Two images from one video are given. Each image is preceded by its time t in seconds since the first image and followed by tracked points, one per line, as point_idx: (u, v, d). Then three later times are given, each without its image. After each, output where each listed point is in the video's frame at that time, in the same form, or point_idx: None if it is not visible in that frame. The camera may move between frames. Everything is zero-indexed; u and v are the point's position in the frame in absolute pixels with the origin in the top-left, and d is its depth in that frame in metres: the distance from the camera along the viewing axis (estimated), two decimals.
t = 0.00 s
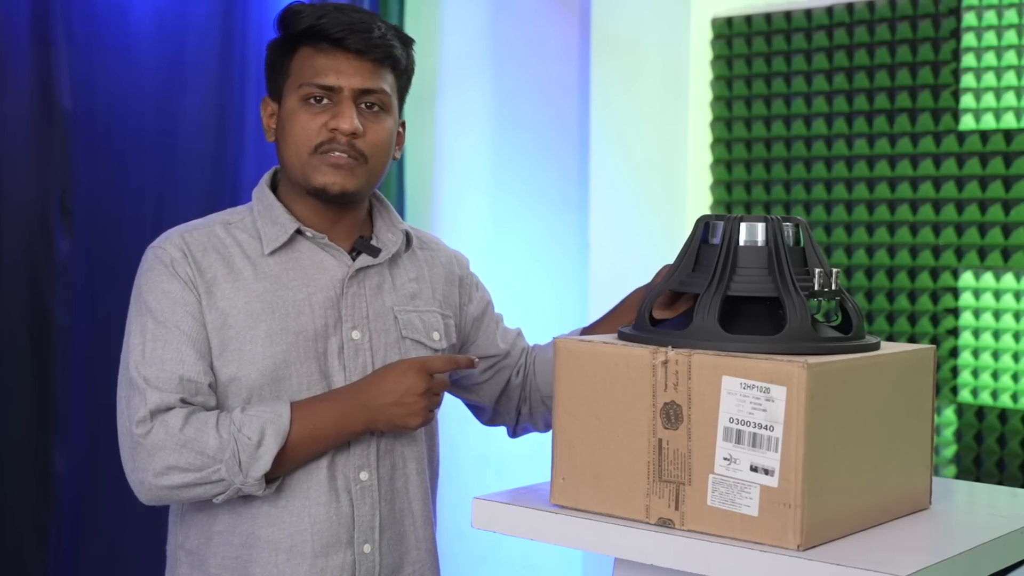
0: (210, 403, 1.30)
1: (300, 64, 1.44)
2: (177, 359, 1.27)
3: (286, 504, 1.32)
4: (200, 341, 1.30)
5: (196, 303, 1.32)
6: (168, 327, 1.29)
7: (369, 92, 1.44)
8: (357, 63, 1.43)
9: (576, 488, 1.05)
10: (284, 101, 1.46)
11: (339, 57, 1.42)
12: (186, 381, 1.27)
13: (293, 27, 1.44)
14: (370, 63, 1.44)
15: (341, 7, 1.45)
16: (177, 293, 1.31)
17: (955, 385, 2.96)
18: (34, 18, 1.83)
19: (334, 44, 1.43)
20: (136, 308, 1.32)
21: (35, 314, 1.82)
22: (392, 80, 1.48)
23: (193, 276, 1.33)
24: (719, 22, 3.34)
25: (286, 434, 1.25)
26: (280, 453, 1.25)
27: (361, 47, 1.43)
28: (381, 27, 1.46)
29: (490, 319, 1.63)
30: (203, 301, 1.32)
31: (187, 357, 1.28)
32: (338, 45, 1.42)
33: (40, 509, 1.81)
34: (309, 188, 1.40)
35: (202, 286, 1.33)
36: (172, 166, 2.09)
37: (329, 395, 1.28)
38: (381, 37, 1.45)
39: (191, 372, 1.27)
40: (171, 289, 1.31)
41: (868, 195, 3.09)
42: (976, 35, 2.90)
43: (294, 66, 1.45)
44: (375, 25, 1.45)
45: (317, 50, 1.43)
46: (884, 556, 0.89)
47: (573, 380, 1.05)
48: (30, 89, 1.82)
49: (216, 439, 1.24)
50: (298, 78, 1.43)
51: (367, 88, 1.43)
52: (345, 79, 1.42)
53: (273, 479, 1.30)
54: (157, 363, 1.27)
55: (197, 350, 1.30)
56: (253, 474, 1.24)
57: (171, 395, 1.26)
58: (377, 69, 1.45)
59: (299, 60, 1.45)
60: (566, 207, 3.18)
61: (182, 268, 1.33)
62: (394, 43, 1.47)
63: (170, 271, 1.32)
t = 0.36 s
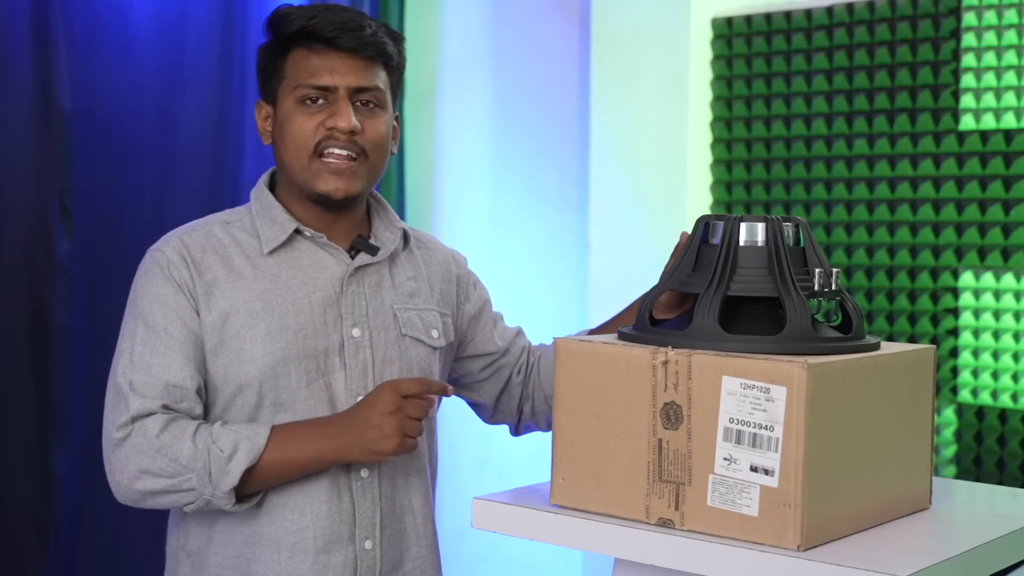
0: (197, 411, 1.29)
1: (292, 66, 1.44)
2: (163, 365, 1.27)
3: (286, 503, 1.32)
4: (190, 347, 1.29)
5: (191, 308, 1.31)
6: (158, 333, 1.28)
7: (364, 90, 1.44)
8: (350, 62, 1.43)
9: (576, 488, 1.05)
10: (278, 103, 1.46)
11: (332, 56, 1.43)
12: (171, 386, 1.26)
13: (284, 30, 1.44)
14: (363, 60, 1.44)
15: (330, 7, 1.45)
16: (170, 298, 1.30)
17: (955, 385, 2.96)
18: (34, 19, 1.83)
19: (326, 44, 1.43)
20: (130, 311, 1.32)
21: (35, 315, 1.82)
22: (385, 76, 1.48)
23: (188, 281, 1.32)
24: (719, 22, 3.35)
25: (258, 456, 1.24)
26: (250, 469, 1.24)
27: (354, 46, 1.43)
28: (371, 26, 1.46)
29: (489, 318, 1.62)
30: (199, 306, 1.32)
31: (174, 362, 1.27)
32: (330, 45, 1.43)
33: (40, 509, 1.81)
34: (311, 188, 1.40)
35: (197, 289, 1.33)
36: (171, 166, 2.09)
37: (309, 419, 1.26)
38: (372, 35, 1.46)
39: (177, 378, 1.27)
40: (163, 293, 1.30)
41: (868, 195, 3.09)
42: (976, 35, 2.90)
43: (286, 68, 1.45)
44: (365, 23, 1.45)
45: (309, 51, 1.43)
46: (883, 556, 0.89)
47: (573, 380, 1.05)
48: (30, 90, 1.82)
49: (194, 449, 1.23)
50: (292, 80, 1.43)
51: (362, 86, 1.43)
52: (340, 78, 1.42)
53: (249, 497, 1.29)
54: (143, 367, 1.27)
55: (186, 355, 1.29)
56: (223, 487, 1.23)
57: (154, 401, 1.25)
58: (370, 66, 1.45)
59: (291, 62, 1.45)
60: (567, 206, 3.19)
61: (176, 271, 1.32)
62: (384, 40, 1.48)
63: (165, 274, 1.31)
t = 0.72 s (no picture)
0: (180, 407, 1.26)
1: (279, 68, 1.45)
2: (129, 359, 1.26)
3: (288, 503, 1.32)
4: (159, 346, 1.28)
5: (167, 308, 1.31)
6: (139, 333, 1.29)
7: (350, 89, 1.44)
8: (336, 62, 1.43)
9: (577, 488, 1.05)
10: (267, 106, 1.47)
11: (317, 57, 1.43)
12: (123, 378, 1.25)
13: (271, 32, 1.45)
14: (348, 60, 1.44)
15: (316, 9, 1.46)
16: (147, 297, 1.31)
17: (955, 385, 2.96)
18: (34, 19, 1.83)
19: (311, 45, 1.43)
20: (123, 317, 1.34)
21: (35, 315, 1.82)
22: (373, 75, 1.48)
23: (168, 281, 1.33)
24: (719, 22, 3.34)
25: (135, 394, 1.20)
26: (135, 429, 1.20)
27: (338, 46, 1.43)
28: (356, 25, 1.46)
29: (492, 317, 1.62)
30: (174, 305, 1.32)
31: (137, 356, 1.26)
32: (315, 46, 1.43)
33: (40, 508, 1.81)
34: (298, 189, 1.40)
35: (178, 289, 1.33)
36: (171, 165, 2.08)
37: (156, 364, 1.18)
38: (357, 34, 1.46)
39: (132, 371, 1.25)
40: (143, 294, 1.31)
41: (868, 195, 3.09)
42: (976, 35, 2.90)
43: (273, 71, 1.46)
44: (350, 23, 1.45)
45: (295, 53, 1.44)
46: (884, 556, 0.89)
47: (573, 381, 1.05)
48: (30, 90, 1.82)
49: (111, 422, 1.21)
50: (279, 82, 1.44)
51: (347, 85, 1.43)
52: (324, 79, 1.42)
53: (174, 437, 1.21)
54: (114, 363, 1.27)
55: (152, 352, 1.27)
56: (127, 442, 1.18)
57: (101, 390, 1.26)
58: (356, 66, 1.45)
59: (278, 64, 1.45)
60: (567, 207, 3.19)
61: (162, 272, 1.33)
62: (370, 38, 1.48)
63: (149, 277, 1.33)
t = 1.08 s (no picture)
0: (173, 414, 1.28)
1: (278, 69, 1.45)
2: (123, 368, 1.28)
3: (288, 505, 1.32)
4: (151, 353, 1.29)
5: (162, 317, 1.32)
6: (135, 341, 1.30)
7: (349, 89, 1.44)
8: (334, 63, 1.43)
9: (577, 487, 1.05)
10: (266, 108, 1.47)
11: (316, 58, 1.43)
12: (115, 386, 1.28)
13: (269, 33, 1.45)
14: (347, 60, 1.44)
15: (315, 10, 1.46)
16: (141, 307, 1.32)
17: (955, 385, 2.96)
18: (34, 19, 1.83)
19: (309, 45, 1.43)
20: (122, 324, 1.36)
21: (35, 315, 1.83)
22: (373, 76, 1.48)
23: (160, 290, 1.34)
24: (719, 22, 3.34)
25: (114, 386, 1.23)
26: (120, 414, 1.23)
27: (336, 46, 1.43)
28: (354, 25, 1.46)
29: (495, 315, 1.61)
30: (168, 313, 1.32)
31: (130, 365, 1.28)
32: (313, 46, 1.43)
33: (39, 509, 1.82)
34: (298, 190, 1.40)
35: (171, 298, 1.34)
36: (171, 166, 2.08)
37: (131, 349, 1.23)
38: (354, 34, 1.45)
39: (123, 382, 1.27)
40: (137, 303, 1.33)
41: (868, 195, 3.09)
42: (976, 35, 2.90)
43: (272, 72, 1.46)
44: (348, 23, 1.45)
45: (293, 54, 1.44)
46: (883, 556, 0.89)
47: (573, 380, 1.06)
48: (30, 91, 1.82)
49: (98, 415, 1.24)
50: (278, 83, 1.44)
51: (346, 86, 1.43)
52: (323, 79, 1.42)
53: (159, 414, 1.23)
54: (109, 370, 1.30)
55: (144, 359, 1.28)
56: (112, 427, 1.21)
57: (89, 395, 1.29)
58: (355, 66, 1.45)
59: (276, 65, 1.45)
60: (567, 207, 3.19)
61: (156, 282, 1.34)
62: (368, 39, 1.47)
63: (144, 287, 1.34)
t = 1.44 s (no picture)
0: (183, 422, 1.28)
1: (275, 70, 1.45)
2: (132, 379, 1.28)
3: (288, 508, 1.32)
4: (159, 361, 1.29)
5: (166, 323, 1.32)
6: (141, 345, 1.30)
7: (346, 91, 1.44)
8: (331, 64, 1.43)
9: (577, 488, 1.05)
10: (264, 110, 1.47)
11: (312, 59, 1.43)
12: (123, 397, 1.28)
13: (266, 35, 1.45)
14: (345, 61, 1.44)
15: (312, 11, 1.46)
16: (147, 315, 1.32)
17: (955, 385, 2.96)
18: (34, 19, 1.83)
19: (305, 47, 1.43)
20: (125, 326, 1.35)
21: (35, 315, 1.83)
22: (371, 77, 1.47)
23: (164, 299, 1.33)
24: (719, 22, 3.34)
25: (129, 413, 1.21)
26: (135, 447, 1.21)
27: (333, 48, 1.43)
28: (353, 26, 1.46)
29: (495, 313, 1.60)
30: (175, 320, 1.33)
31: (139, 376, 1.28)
32: (309, 47, 1.43)
33: (39, 510, 1.81)
34: (294, 192, 1.40)
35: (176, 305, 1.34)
36: (170, 166, 2.08)
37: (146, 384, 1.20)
38: (352, 35, 1.45)
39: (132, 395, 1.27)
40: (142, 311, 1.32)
41: (868, 195, 3.09)
42: (976, 35, 2.90)
43: (270, 74, 1.46)
44: (346, 24, 1.45)
45: (290, 56, 1.44)
46: (883, 556, 0.89)
47: (572, 380, 1.05)
48: (30, 91, 1.82)
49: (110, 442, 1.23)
50: (276, 84, 1.45)
51: (343, 87, 1.43)
52: (320, 80, 1.42)
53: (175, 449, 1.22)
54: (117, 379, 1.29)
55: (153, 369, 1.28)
56: (127, 461, 1.20)
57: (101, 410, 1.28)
58: (353, 67, 1.45)
59: (274, 66, 1.46)
60: (567, 206, 3.18)
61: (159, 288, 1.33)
62: (366, 40, 1.46)
63: (147, 294, 1.33)
